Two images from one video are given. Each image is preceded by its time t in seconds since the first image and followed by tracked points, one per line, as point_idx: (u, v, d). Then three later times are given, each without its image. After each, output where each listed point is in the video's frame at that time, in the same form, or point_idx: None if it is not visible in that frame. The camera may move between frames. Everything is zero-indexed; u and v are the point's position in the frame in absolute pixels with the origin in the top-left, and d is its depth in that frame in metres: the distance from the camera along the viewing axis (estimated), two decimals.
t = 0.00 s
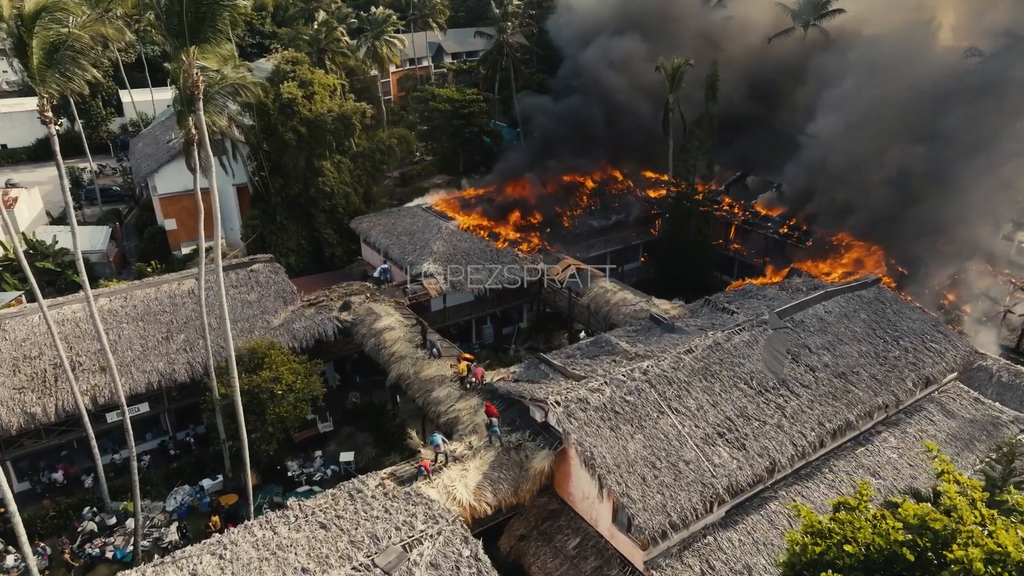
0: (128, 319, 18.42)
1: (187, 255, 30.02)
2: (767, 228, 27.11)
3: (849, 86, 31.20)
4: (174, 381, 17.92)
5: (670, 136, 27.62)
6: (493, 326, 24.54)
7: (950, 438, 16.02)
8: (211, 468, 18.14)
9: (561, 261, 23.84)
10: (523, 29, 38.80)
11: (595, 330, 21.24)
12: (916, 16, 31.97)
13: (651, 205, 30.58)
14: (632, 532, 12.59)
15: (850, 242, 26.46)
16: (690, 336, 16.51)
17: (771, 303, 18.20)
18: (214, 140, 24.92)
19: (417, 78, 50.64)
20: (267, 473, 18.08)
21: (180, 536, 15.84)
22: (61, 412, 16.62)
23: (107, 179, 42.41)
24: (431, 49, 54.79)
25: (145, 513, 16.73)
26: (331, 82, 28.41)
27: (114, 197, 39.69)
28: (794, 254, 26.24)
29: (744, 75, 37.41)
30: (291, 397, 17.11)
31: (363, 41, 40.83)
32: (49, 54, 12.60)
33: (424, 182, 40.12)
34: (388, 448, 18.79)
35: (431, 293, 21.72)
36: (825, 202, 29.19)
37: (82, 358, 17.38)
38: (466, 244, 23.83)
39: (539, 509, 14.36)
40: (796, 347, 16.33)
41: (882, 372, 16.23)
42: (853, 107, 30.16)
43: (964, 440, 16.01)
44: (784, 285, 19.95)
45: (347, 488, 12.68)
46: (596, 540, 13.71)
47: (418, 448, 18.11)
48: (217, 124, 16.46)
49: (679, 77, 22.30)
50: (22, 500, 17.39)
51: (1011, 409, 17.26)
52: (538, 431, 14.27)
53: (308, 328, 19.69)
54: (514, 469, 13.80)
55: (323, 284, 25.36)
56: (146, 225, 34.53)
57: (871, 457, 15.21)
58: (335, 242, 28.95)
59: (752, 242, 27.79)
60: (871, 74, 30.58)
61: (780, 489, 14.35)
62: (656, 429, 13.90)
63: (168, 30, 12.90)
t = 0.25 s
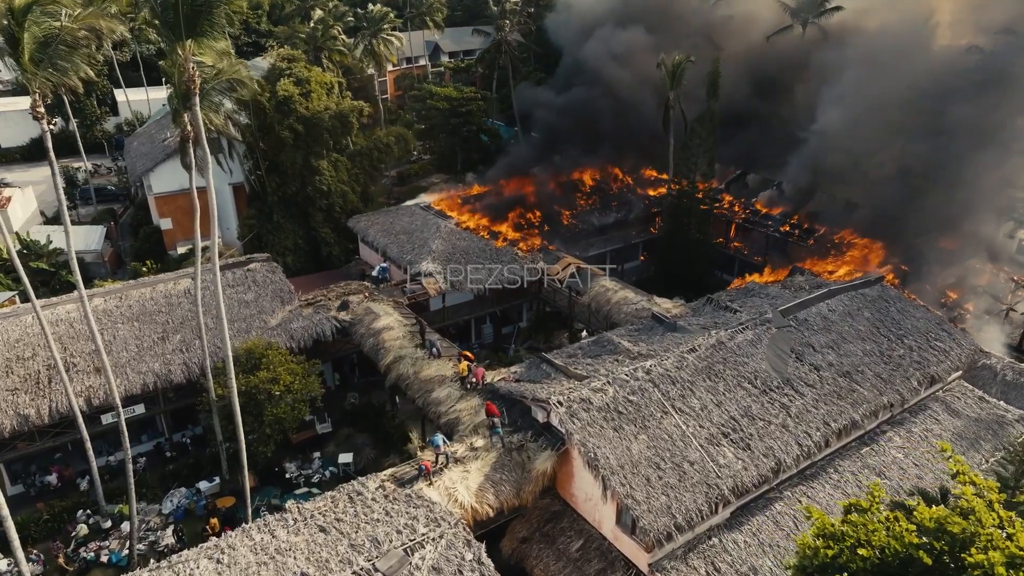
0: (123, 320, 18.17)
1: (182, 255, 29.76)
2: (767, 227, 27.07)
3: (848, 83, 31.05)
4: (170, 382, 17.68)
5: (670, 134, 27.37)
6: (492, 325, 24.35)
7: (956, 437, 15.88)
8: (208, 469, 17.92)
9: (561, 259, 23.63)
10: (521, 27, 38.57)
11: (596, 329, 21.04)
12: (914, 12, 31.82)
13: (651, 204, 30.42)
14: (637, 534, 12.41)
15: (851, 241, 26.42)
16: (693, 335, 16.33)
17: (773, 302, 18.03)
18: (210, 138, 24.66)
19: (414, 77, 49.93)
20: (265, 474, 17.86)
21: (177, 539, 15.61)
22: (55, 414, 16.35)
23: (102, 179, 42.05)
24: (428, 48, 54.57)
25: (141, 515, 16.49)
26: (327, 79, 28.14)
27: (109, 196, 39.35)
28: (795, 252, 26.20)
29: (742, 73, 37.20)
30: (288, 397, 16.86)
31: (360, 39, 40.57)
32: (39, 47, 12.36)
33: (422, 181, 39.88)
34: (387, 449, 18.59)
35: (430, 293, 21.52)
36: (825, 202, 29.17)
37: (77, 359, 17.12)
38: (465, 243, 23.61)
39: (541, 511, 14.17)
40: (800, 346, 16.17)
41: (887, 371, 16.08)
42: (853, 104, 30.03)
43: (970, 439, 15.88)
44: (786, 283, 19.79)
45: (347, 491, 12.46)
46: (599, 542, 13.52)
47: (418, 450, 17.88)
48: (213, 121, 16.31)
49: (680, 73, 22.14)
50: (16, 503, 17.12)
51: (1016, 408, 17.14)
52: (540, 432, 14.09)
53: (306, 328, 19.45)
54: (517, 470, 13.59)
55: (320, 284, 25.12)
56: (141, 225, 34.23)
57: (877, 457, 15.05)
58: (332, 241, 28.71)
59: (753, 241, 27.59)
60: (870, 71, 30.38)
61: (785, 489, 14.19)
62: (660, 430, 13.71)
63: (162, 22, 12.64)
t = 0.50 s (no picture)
0: (119, 320, 17.92)
1: (179, 254, 29.49)
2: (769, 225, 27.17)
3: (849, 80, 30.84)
4: (166, 383, 17.42)
5: (671, 131, 27.21)
6: (492, 325, 24.16)
7: (962, 437, 15.73)
8: (205, 471, 17.70)
9: (562, 258, 23.44)
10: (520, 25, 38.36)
11: (597, 328, 20.85)
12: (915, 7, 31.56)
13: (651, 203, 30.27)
14: (642, 537, 12.20)
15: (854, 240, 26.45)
16: (696, 334, 16.14)
17: (777, 300, 17.87)
18: (207, 136, 24.44)
19: (412, 76, 49.25)
20: (263, 476, 17.64)
21: (173, 543, 15.39)
22: (49, 415, 16.10)
23: (98, 179, 41.75)
24: (426, 47, 54.42)
25: (137, 518, 16.24)
26: (325, 77, 27.93)
27: (105, 196, 39.05)
28: (797, 251, 26.30)
29: (742, 70, 37.00)
30: (287, 398, 16.63)
31: (357, 37, 40.34)
32: (32, 41, 12.16)
33: (421, 180, 39.68)
34: (387, 450, 18.38)
35: (430, 292, 21.33)
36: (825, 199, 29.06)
37: (72, 360, 16.87)
38: (465, 242, 23.41)
39: (544, 513, 13.97)
40: (805, 345, 16.00)
41: (892, 370, 15.92)
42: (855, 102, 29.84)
43: (976, 439, 15.73)
44: (789, 282, 19.63)
45: (348, 493, 12.25)
46: (603, 544, 13.33)
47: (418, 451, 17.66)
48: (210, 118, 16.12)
49: (681, 70, 22.00)
50: (10, 506, 16.87)
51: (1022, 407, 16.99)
52: (543, 433, 13.89)
53: (304, 328, 19.24)
54: (519, 472, 13.38)
55: (318, 284, 24.89)
56: (137, 224, 33.93)
57: (883, 457, 14.89)
58: (330, 241, 28.48)
59: (753, 239, 27.81)
60: (871, 68, 30.17)
61: (791, 490, 14.01)
62: (665, 430, 13.53)
63: (157, 18, 12.47)
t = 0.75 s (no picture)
0: (115, 320, 17.68)
1: (176, 254, 29.23)
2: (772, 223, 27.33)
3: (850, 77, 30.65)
4: (163, 384, 17.19)
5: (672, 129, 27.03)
6: (492, 325, 23.96)
7: (970, 438, 15.57)
8: (203, 473, 17.48)
9: (562, 257, 23.24)
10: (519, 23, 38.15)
11: (599, 328, 20.66)
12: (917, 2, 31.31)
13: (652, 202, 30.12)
14: (648, 539, 12.01)
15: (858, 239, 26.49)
16: (701, 334, 15.95)
17: (781, 299, 17.71)
18: (204, 135, 24.23)
19: (410, 75, 48.83)
20: (261, 478, 17.42)
21: (171, 547, 15.15)
22: (44, 418, 15.86)
23: (95, 178, 41.46)
24: (424, 46, 54.24)
25: (134, 522, 16.00)
26: (323, 75, 27.71)
27: (102, 195, 38.76)
28: (798, 249, 26.44)
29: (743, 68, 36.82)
30: (286, 399, 16.41)
31: (355, 36, 40.10)
32: (25, 34, 11.96)
33: (419, 179, 39.47)
34: (387, 451, 18.18)
35: (430, 292, 21.12)
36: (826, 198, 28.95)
37: (67, 361, 16.63)
38: (465, 241, 23.21)
39: (547, 515, 13.76)
40: (810, 344, 15.83)
41: (898, 369, 15.75)
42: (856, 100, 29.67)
43: (983, 440, 15.57)
44: (793, 280, 19.47)
45: (348, 496, 12.03)
46: (607, 547, 13.15)
47: (419, 453, 17.45)
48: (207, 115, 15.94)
49: (683, 67, 21.87)
50: (5, 509, 16.62)
51: None
52: (546, 434, 13.70)
53: (303, 328, 19.02)
54: (523, 474, 13.18)
55: (317, 283, 24.66)
56: (134, 224, 33.65)
57: (890, 458, 14.72)
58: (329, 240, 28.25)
59: (754, 237, 27.96)
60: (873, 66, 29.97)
61: (797, 491, 13.83)
62: (669, 431, 13.33)
63: (153, 11, 12.25)
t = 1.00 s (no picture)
0: (111, 321, 17.44)
1: (173, 253, 28.97)
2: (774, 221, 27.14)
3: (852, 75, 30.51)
4: (160, 385, 16.97)
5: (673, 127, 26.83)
6: (492, 324, 23.75)
7: (977, 437, 15.41)
8: (200, 475, 17.25)
9: (563, 256, 23.04)
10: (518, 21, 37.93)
11: (600, 328, 20.47)
12: None
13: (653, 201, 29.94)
14: (653, 542, 11.80)
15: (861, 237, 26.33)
16: (705, 333, 15.75)
17: (785, 298, 17.53)
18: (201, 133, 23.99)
19: (408, 73, 48.45)
20: (260, 480, 17.20)
21: (167, 550, 14.93)
22: (39, 419, 15.62)
23: (91, 177, 41.15)
24: (422, 44, 54.01)
25: (130, 525, 15.76)
26: (321, 72, 27.49)
27: (98, 195, 38.46)
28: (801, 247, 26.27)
29: (743, 66, 36.64)
30: (284, 400, 16.20)
31: (353, 34, 39.84)
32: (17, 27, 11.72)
33: (418, 178, 39.24)
34: (387, 452, 17.97)
35: (429, 291, 20.90)
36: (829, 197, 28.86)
37: (62, 362, 16.39)
38: (465, 240, 23.01)
39: (550, 517, 13.58)
40: (815, 343, 15.64)
41: (904, 368, 15.58)
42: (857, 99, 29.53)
43: (990, 440, 15.42)
44: (796, 279, 19.30)
45: (349, 498, 11.82)
46: (612, 549, 12.95)
47: (419, 454, 17.26)
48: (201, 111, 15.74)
49: (684, 65, 21.71)
50: None
51: None
52: (549, 435, 13.52)
53: (302, 328, 18.80)
54: (525, 476, 12.98)
55: (316, 283, 24.44)
56: (130, 223, 33.36)
57: (896, 458, 14.55)
58: (327, 239, 28.02)
59: (756, 236, 27.77)
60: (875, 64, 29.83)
61: (804, 492, 13.64)
62: (674, 432, 13.15)
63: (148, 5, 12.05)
